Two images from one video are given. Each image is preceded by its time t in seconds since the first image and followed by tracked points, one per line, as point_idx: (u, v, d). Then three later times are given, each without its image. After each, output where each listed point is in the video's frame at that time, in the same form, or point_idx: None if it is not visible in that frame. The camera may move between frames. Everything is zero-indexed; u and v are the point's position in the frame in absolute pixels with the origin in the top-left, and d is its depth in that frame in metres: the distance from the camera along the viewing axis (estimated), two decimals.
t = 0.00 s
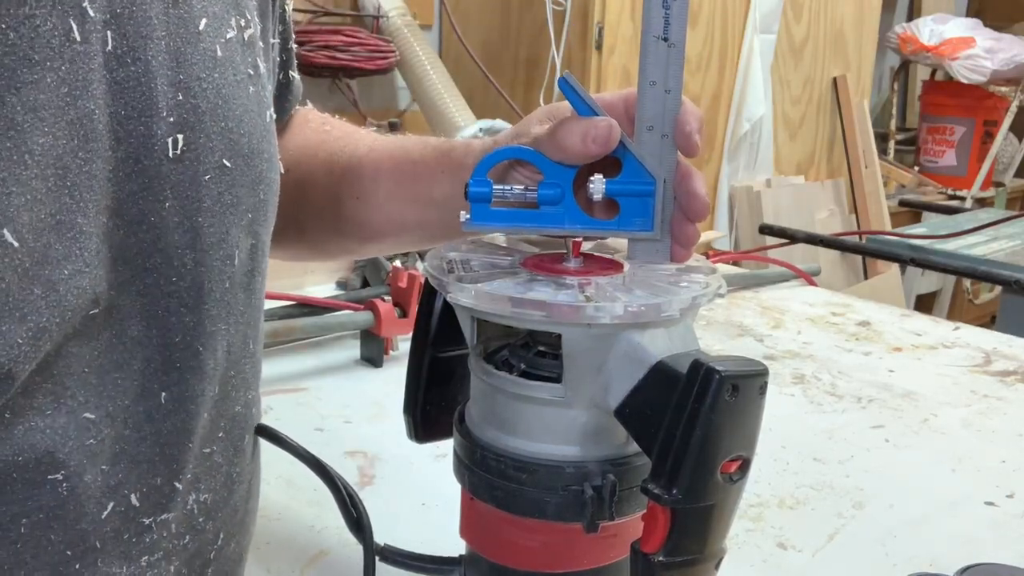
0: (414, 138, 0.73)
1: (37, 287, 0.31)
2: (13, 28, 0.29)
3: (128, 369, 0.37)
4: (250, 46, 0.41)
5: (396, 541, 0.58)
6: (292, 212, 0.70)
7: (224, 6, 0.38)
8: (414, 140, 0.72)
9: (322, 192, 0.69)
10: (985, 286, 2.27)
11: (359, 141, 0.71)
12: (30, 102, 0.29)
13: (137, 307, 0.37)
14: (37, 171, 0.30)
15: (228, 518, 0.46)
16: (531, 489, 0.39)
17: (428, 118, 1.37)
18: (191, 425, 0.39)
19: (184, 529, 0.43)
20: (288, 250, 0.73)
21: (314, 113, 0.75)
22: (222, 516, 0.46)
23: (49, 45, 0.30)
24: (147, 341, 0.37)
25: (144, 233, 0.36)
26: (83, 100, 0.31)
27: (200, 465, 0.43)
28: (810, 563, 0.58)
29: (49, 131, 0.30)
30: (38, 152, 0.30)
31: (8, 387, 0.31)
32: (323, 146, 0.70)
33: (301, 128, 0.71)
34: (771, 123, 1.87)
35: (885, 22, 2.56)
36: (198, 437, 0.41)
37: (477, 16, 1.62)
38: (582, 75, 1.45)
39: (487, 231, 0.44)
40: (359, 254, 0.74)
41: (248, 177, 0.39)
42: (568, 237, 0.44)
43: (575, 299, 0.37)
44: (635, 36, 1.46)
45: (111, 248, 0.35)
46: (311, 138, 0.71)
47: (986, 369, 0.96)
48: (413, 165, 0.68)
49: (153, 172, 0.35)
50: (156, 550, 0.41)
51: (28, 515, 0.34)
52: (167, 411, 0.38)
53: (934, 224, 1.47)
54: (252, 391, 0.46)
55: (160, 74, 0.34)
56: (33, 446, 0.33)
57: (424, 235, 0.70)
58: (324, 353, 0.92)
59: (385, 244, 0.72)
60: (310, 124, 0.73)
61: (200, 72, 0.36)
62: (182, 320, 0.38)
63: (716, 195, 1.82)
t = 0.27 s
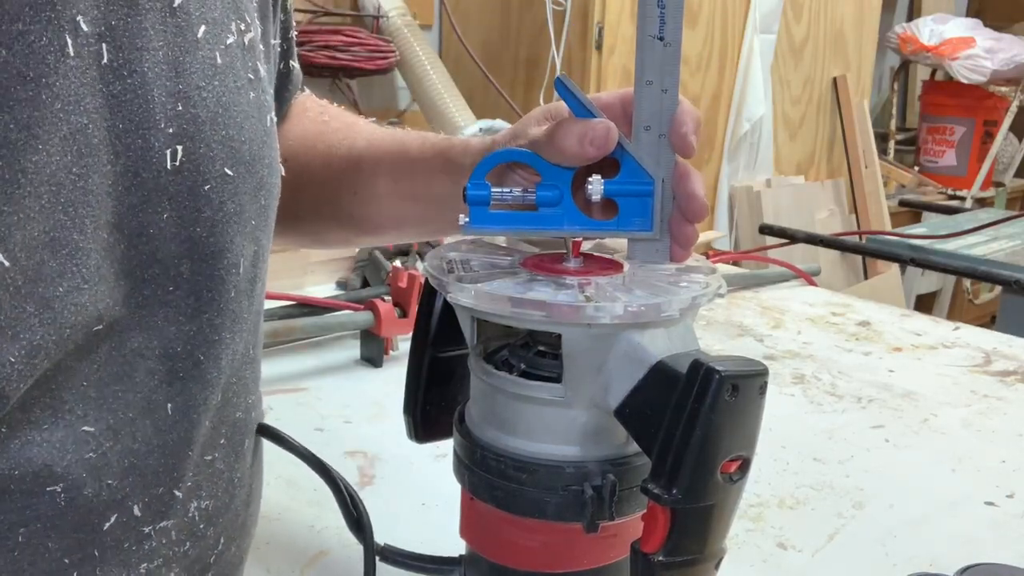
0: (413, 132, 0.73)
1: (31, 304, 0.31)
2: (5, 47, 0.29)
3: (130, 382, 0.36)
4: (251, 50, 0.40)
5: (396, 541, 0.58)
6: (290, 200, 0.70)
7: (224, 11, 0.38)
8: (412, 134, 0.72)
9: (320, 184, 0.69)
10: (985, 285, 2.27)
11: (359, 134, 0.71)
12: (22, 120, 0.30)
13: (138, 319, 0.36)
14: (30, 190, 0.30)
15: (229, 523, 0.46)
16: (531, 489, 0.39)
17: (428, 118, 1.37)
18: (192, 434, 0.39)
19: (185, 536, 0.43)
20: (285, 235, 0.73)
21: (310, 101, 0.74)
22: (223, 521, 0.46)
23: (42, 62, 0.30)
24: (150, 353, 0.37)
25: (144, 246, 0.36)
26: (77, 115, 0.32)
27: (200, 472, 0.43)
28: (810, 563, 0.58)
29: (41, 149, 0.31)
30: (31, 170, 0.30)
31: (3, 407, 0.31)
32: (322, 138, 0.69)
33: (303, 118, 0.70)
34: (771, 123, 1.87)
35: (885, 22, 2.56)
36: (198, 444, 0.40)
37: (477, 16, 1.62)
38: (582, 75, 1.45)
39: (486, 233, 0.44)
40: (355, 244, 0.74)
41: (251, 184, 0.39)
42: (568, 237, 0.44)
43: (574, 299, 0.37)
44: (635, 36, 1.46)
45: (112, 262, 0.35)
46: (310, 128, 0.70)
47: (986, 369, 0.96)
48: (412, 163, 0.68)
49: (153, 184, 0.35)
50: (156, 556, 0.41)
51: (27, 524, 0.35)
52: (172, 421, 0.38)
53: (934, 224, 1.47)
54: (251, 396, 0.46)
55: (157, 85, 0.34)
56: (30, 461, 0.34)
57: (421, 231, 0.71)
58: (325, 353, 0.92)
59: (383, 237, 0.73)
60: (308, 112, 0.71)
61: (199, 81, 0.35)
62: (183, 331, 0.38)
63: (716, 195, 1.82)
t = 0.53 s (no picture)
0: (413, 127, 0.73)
1: (31, 317, 0.31)
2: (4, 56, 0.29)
3: (134, 391, 0.36)
4: (256, 52, 0.40)
5: (396, 541, 0.58)
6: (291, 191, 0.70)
7: (229, 14, 0.38)
8: (413, 130, 0.72)
9: (321, 176, 0.69)
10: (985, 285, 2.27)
11: (359, 127, 0.71)
12: (21, 129, 0.30)
13: (144, 328, 0.36)
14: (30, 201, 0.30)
15: (233, 528, 0.47)
16: (531, 489, 0.39)
17: (428, 118, 1.37)
18: (195, 442, 0.40)
19: (188, 543, 0.43)
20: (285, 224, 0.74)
21: (312, 90, 0.74)
22: (226, 527, 0.46)
23: (42, 70, 0.30)
24: (155, 361, 0.37)
25: (149, 254, 0.35)
26: (78, 124, 0.31)
27: (205, 480, 0.42)
28: (811, 563, 0.58)
29: (43, 159, 0.30)
30: (30, 180, 0.30)
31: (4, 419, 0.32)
32: (322, 130, 0.69)
33: (303, 109, 0.70)
34: (771, 123, 1.87)
35: (885, 21, 2.56)
36: (200, 451, 0.41)
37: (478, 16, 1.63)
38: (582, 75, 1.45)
39: (487, 230, 0.44)
40: (354, 235, 0.75)
41: (253, 190, 0.39)
42: (568, 237, 0.44)
43: (575, 299, 0.37)
44: (635, 36, 1.46)
45: (117, 272, 0.34)
46: (310, 119, 0.69)
47: (986, 369, 0.96)
48: (412, 158, 0.68)
49: (158, 193, 0.35)
50: (159, 563, 0.41)
51: (28, 535, 0.35)
52: (175, 430, 0.39)
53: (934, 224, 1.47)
54: (253, 402, 0.46)
55: (161, 92, 0.34)
56: (32, 474, 0.34)
57: (421, 224, 0.72)
58: (325, 353, 0.92)
59: (382, 229, 0.74)
60: (311, 103, 0.72)
61: (203, 86, 0.36)
62: (187, 338, 0.38)
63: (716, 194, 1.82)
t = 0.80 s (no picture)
0: (413, 124, 0.73)
1: (30, 321, 0.31)
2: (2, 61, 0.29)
3: (133, 395, 0.36)
4: (256, 53, 0.40)
5: (396, 541, 0.58)
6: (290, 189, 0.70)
7: (229, 16, 0.38)
8: (412, 127, 0.72)
9: (320, 173, 0.69)
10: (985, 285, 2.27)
11: (358, 124, 0.71)
12: (18, 134, 0.30)
13: (143, 331, 0.36)
14: (28, 207, 0.30)
15: (233, 530, 0.47)
16: (531, 489, 0.39)
17: (428, 118, 1.37)
18: (194, 445, 0.40)
19: (188, 546, 0.43)
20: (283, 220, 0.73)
21: (308, 88, 0.73)
22: (226, 529, 0.46)
23: (40, 75, 0.30)
24: (155, 365, 0.37)
25: (148, 257, 0.35)
26: (76, 128, 0.31)
27: (204, 483, 0.43)
28: (811, 563, 0.58)
29: (41, 164, 0.30)
30: (28, 185, 0.30)
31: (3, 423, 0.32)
32: (322, 127, 0.68)
33: (302, 106, 0.69)
34: (771, 123, 1.87)
35: (885, 21, 2.55)
36: (199, 454, 0.41)
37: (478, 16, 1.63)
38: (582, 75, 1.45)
39: (487, 230, 0.44)
40: (351, 231, 0.75)
41: (253, 192, 0.39)
42: (568, 237, 0.44)
43: (575, 299, 0.38)
44: (635, 36, 1.46)
45: (117, 276, 0.34)
46: (309, 117, 0.69)
47: (986, 369, 0.96)
48: (412, 157, 0.68)
49: (156, 196, 0.35)
50: (159, 566, 0.41)
51: (28, 539, 0.35)
52: (174, 433, 0.39)
53: (934, 223, 1.47)
54: (253, 405, 0.47)
55: (160, 95, 0.34)
56: (32, 479, 0.34)
57: (419, 219, 0.72)
58: (325, 353, 0.92)
59: (380, 226, 0.74)
60: (308, 99, 0.71)
61: (202, 89, 0.36)
62: (187, 341, 0.38)
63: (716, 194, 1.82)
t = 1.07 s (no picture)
0: (413, 123, 0.73)
1: (30, 322, 0.31)
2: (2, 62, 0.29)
3: (132, 396, 0.36)
4: (254, 54, 0.40)
5: (396, 541, 0.58)
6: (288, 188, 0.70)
7: (228, 17, 0.38)
8: (412, 127, 0.72)
9: (319, 172, 0.69)
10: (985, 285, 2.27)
11: (357, 123, 0.71)
12: (18, 136, 0.29)
13: (142, 331, 0.36)
14: (29, 208, 0.30)
15: (233, 531, 0.47)
16: (531, 489, 0.39)
17: (428, 118, 1.37)
18: (193, 446, 0.40)
19: (187, 547, 0.43)
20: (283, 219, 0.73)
21: (307, 88, 0.73)
22: (226, 529, 0.46)
23: (41, 75, 0.30)
24: (154, 365, 0.37)
25: (146, 258, 0.35)
26: (75, 129, 0.31)
27: (203, 483, 0.43)
28: (811, 563, 0.58)
29: (42, 165, 0.30)
30: (28, 186, 0.30)
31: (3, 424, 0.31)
32: (322, 126, 0.68)
33: (300, 105, 0.69)
34: (771, 123, 1.87)
35: (885, 21, 2.55)
36: (198, 455, 0.41)
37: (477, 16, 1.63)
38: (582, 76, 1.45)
39: (487, 230, 0.44)
40: (351, 230, 0.75)
41: (252, 193, 0.39)
42: (568, 237, 0.44)
43: (575, 299, 0.38)
44: (635, 36, 1.46)
45: (116, 276, 0.34)
46: (308, 116, 0.69)
47: (986, 369, 0.96)
48: (412, 157, 0.68)
49: (156, 197, 0.35)
50: (159, 567, 0.41)
51: (27, 540, 0.35)
52: (174, 434, 0.39)
53: (934, 223, 1.47)
54: (253, 405, 0.47)
55: (159, 96, 0.34)
56: (31, 480, 0.33)
57: (417, 220, 0.72)
58: (325, 353, 0.92)
59: (379, 226, 0.74)
60: (308, 99, 0.71)
61: (202, 90, 0.36)
62: (186, 342, 0.38)
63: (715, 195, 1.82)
